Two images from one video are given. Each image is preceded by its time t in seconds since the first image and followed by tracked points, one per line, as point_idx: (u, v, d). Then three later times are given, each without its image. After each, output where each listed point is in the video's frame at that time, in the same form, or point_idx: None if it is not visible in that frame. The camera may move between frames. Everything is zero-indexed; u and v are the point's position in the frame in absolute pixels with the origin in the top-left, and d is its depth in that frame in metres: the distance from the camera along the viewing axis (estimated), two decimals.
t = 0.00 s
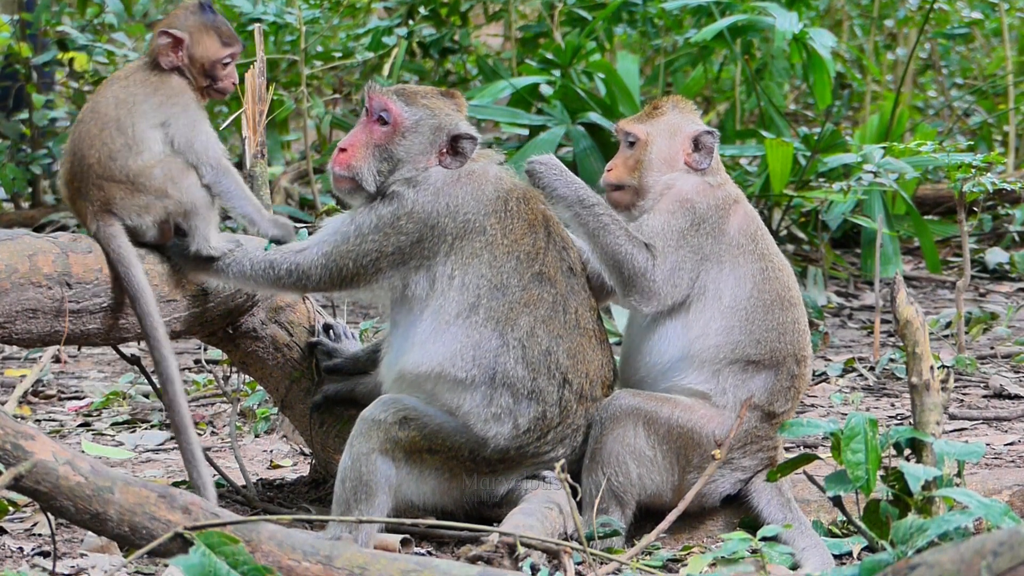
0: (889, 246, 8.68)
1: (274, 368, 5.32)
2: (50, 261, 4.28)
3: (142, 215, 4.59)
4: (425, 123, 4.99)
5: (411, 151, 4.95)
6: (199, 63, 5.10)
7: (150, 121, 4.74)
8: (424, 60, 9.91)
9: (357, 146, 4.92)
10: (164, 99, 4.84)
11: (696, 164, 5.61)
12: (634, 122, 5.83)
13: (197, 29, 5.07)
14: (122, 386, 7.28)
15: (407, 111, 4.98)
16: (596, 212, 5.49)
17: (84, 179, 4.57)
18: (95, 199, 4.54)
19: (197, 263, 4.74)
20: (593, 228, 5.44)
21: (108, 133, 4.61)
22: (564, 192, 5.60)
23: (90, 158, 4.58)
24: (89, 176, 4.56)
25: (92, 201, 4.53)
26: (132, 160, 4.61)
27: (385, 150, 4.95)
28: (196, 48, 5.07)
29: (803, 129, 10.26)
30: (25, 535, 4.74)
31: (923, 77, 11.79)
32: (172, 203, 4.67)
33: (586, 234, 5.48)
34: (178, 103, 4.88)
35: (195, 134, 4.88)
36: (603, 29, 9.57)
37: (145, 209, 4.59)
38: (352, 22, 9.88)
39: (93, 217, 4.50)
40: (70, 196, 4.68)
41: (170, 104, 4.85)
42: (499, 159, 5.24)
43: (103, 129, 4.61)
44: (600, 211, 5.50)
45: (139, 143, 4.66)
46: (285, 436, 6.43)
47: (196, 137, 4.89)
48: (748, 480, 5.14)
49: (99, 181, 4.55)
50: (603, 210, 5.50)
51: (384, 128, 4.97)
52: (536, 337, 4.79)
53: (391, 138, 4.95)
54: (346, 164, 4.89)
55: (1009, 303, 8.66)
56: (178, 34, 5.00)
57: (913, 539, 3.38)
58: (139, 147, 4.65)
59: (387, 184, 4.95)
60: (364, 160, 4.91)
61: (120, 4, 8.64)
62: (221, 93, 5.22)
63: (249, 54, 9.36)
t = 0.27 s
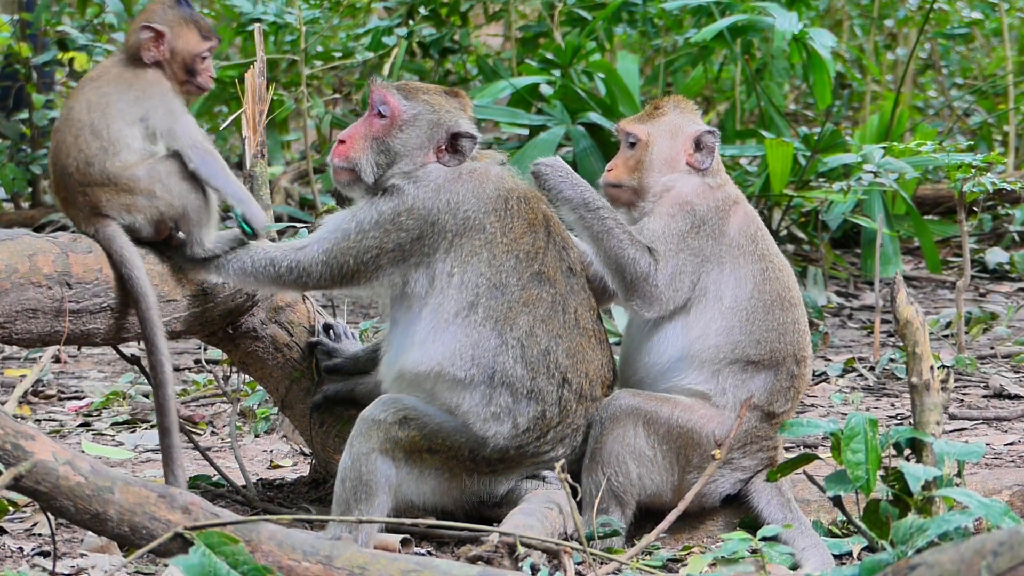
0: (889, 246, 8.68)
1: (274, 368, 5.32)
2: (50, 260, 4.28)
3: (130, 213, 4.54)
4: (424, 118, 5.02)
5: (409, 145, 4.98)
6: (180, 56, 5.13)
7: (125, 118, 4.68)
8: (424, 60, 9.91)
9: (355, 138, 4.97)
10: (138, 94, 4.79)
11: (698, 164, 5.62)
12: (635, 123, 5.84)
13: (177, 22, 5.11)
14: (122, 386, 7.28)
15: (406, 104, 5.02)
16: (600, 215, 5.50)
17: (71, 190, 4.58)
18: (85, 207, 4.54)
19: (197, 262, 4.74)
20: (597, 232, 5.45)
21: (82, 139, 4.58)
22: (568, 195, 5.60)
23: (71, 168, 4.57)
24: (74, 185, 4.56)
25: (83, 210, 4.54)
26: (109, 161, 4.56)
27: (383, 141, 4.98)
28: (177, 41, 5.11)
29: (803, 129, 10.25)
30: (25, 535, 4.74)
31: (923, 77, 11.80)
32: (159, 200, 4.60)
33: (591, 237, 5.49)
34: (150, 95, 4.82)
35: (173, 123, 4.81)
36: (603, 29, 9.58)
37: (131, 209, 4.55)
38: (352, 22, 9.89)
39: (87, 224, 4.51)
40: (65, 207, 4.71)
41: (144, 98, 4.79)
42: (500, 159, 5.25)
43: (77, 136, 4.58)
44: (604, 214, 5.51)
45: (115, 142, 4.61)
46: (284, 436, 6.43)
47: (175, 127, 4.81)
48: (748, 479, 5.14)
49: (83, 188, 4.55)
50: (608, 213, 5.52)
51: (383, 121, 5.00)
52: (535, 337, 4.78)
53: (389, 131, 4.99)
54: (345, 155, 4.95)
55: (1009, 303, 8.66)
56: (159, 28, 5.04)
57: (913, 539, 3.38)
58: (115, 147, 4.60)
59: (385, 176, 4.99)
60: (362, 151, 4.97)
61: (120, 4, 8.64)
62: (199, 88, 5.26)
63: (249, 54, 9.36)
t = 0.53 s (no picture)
0: (889, 246, 8.68)
1: (274, 367, 5.32)
2: (51, 260, 4.29)
3: (136, 215, 4.60)
4: (421, 110, 5.06)
5: (405, 136, 5.01)
6: (158, 43, 5.15)
7: (119, 113, 4.71)
8: (424, 60, 9.91)
9: (354, 128, 5.03)
10: (125, 84, 4.83)
11: (689, 168, 5.64)
12: (633, 119, 5.83)
13: (155, 9, 5.13)
14: (122, 386, 7.28)
15: (404, 95, 5.06)
16: (625, 220, 5.38)
17: (75, 196, 4.62)
18: (92, 211, 4.59)
19: (195, 261, 4.76)
20: (619, 236, 5.36)
21: (82, 140, 4.61)
22: (597, 197, 5.46)
23: (74, 173, 4.61)
24: (78, 189, 4.61)
25: (89, 215, 4.59)
26: (113, 163, 4.61)
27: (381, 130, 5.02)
28: (156, 28, 5.13)
29: (803, 129, 10.25)
30: (26, 535, 4.74)
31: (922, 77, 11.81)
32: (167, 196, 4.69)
33: (612, 241, 5.39)
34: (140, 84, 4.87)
35: (161, 108, 4.87)
36: (603, 29, 9.58)
37: (140, 208, 4.61)
38: (352, 22, 9.89)
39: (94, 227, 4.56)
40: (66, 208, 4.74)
41: (131, 87, 4.84)
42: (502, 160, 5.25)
43: (75, 139, 4.61)
44: (630, 219, 5.40)
45: (116, 143, 4.65)
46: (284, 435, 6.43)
47: (164, 112, 4.88)
48: (748, 479, 5.15)
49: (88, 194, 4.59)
50: (633, 218, 5.40)
51: (382, 113, 5.05)
52: (533, 337, 4.78)
53: (387, 122, 5.03)
54: (344, 145, 5.01)
55: (1009, 303, 8.66)
56: (139, 14, 5.04)
57: (913, 539, 3.38)
58: (116, 147, 4.65)
59: (383, 166, 5.01)
60: (360, 141, 5.01)
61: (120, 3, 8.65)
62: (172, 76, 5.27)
63: (249, 54, 9.37)
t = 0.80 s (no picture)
0: (876, 243, 8.70)
1: (261, 364, 5.30)
2: (38, 257, 4.27)
3: (120, 214, 4.68)
4: (408, 107, 5.04)
5: (392, 133, 4.99)
6: (175, 30, 5.40)
7: (124, 112, 4.90)
8: (412, 57, 9.88)
9: (341, 127, 5.02)
10: (127, 84, 5.00)
11: (674, 166, 5.63)
12: (616, 119, 5.82)
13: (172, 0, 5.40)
14: (109, 384, 7.24)
15: (392, 92, 5.04)
16: (611, 220, 5.38)
17: (64, 178, 4.75)
18: (77, 200, 4.70)
19: (183, 258, 4.73)
20: (605, 237, 5.35)
21: (78, 134, 4.77)
22: (581, 200, 5.45)
23: (65, 160, 4.75)
24: (66, 178, 4.74)
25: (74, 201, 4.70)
26: (102, 157, 4.74)
27: (366, 126, 5.02)
28: (170, 17, 5.37)
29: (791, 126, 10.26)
30: (12, 532, 4.71)
31: (909, 74, 11.85)
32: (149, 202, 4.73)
33: (597, 242, 5.39)
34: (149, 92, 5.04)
35: (153, 109, 5.00)
36: (590, 26, 9.57)
37: (122, 208, 4.68)
38: (340, 19, 9.87)
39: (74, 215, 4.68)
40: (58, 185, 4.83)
41: (133, 87, 5.00)
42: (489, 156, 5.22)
43: (70, 129, 4.78)
44: (615, 219, 5.39)
45: (108, 136, 4.81)
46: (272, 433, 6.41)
47: (155, 113, 5.00)
48: (736, 476, 5.16)
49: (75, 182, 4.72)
50: (618, 219, 5.40)
51: (367, 111, 5.05)
52: (521, 335, 4.77)
53: (373, 119, 5.03)
54: (331, 144, 5.00)
55: (996, 300, 8.69)
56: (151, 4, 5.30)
57: (901, 536, 3.37)
58: (109, 143, 4.79)
59: (370, 164, 5.01)
60: (348, 139, 5.01)
61: None
62: (194, 64, 5.52)
63: (236, 51, 9.33)
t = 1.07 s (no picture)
0: (882, 245, 8.69)
1: (266, 366, 5.31)
2: (43, 259, 4.28)
3: (122, 212, 4.65)
4: (427, 112, 5.02)
5: (410, 139, 4.98)
6: (187, 41, 5.10)
7: (125, 113, 4.76)
8: (417, 58, 9.90)
9: (358, 126, 4.98)
10: (133, 85, 4.84)
11: (688, 166, 5.62)
12: (624, 125, 5.80)
13: (185, 10, 5.12)
14: (115, 385, 7.26)
15: (413, 97, 5.02)
16: (609, 230, 5.36)
17: (68, 177, 4.71)
18: (80, 198, 4.66)
19: (189, 259, 4.72)
20: (605, 245, 5.34)
21: (80, 131, 4.71)
22: (575, 211, 5.44)
23: (70, 158, 4.71)
24: (70, 176, 4.69)
25: (77, 199, 4.67)
26: (102, 156, 4.66)
27: (388, 130, 4.99)
28: (182, 27, 5.09)
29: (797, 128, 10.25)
30: (18, 533, 4.73)
31: (915, 75, 11.84)
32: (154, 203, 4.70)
33: (597, 251, 5.37)
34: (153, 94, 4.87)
35: (158, 111, 4.83)
36: (595, 27, 9.57)
37: (122, 207, 4.65)
38: (345, 21, 9.89)
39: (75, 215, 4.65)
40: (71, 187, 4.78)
41: (137, 89, 4.84)
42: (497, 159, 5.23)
43: (76, 126, 4.73)
44: (613, 228, 5.37)
45: (110, 135, 4.71)
46: (278, 434, 6.42)
47: (160, 116, 4.83)
48: (741, 478, 5.16)
49: (79, 179, 4.67)
50: (616, 228, 5.38)
51: (387, 113, 5.02)
52: (526, 336, 4.77)
53: (392, 123, 5.00)
54: (346, 143, 4.96)
55: (1002, 301, 8.67)
56: (163, 13, 5.05)
57: (906, 538, 3.37)
58: (109, 142, 4.70)
59: (384, 168, 4.99)
60: (364, 140, 4.97)
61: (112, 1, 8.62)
62: (206, 76, 5.20)
63: (242, 53, 9.35)
